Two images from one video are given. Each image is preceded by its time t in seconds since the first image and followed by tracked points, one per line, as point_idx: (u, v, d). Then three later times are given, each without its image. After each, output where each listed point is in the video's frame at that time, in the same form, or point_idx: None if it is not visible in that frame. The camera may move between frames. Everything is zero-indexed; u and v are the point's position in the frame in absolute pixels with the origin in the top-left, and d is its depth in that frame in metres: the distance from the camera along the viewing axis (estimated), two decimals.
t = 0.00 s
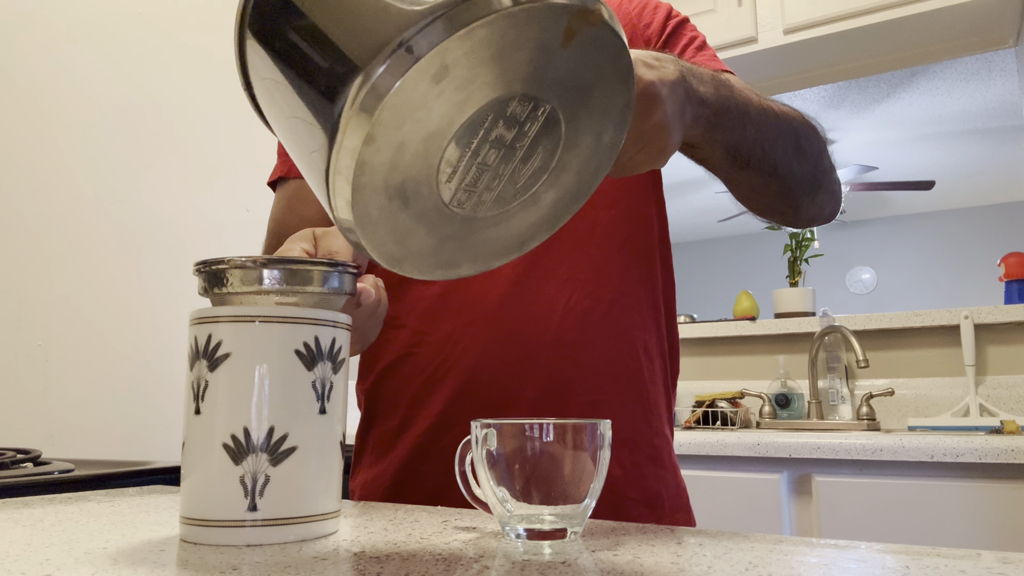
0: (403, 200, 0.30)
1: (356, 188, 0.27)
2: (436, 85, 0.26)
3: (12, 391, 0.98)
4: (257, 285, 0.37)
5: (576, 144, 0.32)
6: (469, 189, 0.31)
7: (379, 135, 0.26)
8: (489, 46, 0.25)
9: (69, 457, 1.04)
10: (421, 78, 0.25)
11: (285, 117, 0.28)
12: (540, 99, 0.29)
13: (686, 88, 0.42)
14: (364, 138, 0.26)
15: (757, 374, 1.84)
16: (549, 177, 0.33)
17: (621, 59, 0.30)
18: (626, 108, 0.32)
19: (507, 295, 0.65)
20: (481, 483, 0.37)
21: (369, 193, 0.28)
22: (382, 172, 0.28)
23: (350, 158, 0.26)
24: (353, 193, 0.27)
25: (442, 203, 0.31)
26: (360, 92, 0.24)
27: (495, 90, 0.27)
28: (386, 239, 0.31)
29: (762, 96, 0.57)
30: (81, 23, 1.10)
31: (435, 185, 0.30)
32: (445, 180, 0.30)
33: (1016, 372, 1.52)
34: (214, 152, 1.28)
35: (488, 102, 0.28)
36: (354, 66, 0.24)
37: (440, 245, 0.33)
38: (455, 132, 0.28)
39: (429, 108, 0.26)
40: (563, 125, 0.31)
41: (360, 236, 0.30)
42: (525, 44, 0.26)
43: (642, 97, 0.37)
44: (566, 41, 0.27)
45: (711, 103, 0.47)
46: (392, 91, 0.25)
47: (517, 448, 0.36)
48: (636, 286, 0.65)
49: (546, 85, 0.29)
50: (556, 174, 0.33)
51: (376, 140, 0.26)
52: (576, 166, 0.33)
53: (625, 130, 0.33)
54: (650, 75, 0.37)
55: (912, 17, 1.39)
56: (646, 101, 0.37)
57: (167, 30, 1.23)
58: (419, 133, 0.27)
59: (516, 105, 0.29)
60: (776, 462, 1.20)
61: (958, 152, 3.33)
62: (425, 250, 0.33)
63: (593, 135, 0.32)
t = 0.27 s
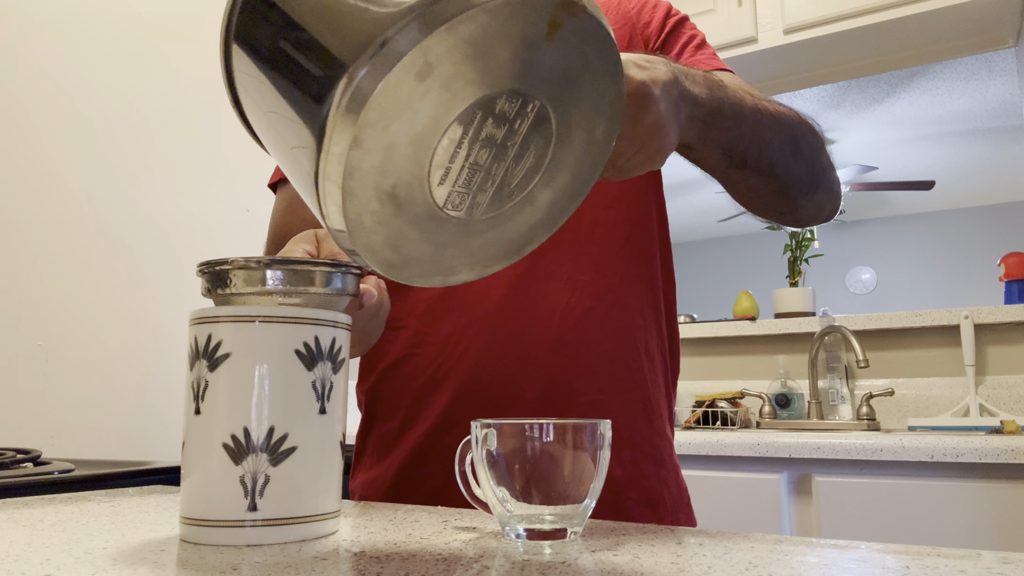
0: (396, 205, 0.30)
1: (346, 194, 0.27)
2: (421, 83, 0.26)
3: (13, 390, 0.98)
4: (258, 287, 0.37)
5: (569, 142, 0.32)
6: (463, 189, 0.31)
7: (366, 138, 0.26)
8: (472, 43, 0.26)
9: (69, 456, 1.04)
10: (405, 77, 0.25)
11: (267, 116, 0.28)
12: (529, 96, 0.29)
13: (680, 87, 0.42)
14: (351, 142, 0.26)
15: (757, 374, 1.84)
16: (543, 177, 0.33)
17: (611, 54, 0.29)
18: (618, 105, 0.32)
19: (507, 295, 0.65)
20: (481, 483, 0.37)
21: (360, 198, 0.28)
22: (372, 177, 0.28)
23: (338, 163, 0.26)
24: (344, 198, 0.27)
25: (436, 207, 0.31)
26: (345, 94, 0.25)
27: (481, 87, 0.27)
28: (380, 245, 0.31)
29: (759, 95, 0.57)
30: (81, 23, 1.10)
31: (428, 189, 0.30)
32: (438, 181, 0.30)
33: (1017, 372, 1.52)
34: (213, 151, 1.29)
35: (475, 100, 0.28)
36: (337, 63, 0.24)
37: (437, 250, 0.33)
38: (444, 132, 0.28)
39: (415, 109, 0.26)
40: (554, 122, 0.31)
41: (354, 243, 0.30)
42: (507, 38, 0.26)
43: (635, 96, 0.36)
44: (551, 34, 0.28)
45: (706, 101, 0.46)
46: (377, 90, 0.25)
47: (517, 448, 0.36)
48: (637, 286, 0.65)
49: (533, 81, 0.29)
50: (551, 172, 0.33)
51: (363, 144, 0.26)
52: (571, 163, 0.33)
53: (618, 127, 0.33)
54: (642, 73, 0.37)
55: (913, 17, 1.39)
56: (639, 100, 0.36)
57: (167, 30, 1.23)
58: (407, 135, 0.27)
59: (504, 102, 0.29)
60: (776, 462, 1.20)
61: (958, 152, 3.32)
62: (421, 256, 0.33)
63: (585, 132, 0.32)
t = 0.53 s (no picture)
0: (383, 196, 0.30)
1: (332, 183, 0.28)
2: (403, 69, 0.26)
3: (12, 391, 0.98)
4: (258, 282, 0.37)
5: (559, 133, 0.32)
6: (452, 180, 0.31)
7: (349, 125, 0.26)
8: (455, 28, 0.26)
9: (70, 456, 1.04)
10: (386, 62, 0.26)
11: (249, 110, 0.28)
12: (515, 82, 0.29)
13: (675, 85, 0.41)
14: (335, 129, 0.26)
15: (757, 374, 1.84)
16: (534, 168, 0.33)
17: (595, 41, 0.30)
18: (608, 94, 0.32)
19: (507, 295, 0.65)
20: (481, 483, 0.37)
21: (346, 188, 0.28)
22: (357, 167, 0.28)
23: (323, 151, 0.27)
24: (330, 189, 0.28)
25: (424, 198, 0.31)
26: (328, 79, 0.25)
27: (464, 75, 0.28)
28: (370, 237, 0.31)
29: (755, 95, 0.57)
30: (81, 23, 1.10)
31: (416, 179, 0.30)
32: (426, 171, 0.30)
33: (1017, 372, 1.52)
34: (213, 151, 1.28)
35: (459, 87, 0.28)
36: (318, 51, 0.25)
37: (428, 243, 0.33)
38: (429, 120, 0.28)
39: (398, 96, 0.27)
40: (543, 112, 0.31)
41: (342, 235, 0.30)
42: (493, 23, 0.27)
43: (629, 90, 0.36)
44: (534, 18, 0.28)
45: (702, 100, 0.46)
46: (359, 76, 0.25)
47: (517, 447, 0.36)
48: (636, 286, 0.65)
49: (519, 68, 0.29)
50: (541, 164, 0.33)
51: (347, 132, 0.27)
52: (562, 155, 0.33)
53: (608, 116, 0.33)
54: (633, 69, 0.37)
55: (912, 17, 1.39)
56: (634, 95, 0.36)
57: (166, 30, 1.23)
58: (392, 123, 0.27)
59: (490, 90, 0.29)
60: (776, 462, 1.20)
61: (958, 152, 3.32)
62: (412, 250, 0.32)
63: (575, 122, 0.32)
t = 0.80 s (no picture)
0: (381, 190, 0.29)
1: (328, 178, 0.27)
2: (396, 61, 0.26)
3: (12, 391, 0.98)
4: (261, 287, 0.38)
5: (554, 123, 0.32)
6: (449, 174, 0.31)
7: (344, 119, 0.26)
8: (446, 17, 0.26)
9: (69, 456, 1.04)
10: (379, 54, 0.26)
11: (243, 105, 0.28)
12: (509, 73, 0.30)
13: (672, 82, 0.42)
14: (330, 123, 0.26)
15: (757, 374, 1.84)
16: (531, 161, 0.33)
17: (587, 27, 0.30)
18: (601, 83, 0.32)
19: (507, 295, 0.65)
20: (481, 483, 0.37)
21: (343, 184, 0.28)
22: (354, 162, 0.28)
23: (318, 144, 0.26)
24: (326, 184, 0.27)
25: (422, 192, 0.31)
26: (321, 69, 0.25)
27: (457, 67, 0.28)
28: (368, 235, 0.30)
29: (752, 93, 0.57)
30: (81, 23, 1.10)
31: (413, 173, 0.30)
32: (422, 165, 0.30)
33: (1017, 372, 1.52)
34: (213, 151, 1.29)
35: (454, 77, 0.28)
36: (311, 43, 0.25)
37: (427, 239, 0.32)
38: (425, 111, 0.29)
39: (393, 88, 0.27)
40: (538, 102, 0.31)
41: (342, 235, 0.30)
42: (484, 13, 0.27)
43: (624, 85, 0.37)
44: (526, 8, 0.28)
45: (699, 97, 0.46)
46: (354, 67, 0.25)
47: (517, 447, 0.36)
48: (636, 285, 0.65)
49: (512, 58, 0.29)
50: (538, 157, 0.33)
51: (342, 125, 0.27)
52: (557, 145, 0.33)
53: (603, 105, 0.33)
54: (629, 66, 0.37)
55: (912, 17, 1.39)
56: (630, 91, 0.37)
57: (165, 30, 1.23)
58: (387, 117, 0.28)
59: (484, 81, 0.29)
60: (776, 462, 1.20)
61: (958, 152, 3.33)
62: (410, 245, 0.32)
63: (570, 112, 0.32)
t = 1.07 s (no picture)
0: (376, 189, 0.29)
1: (324, 176, 0.28)
2: (386, 59, 0.26)
3: (12, 391, 0.98)
4: (256, 288, 0.37)
5: (549, 119, 0.32)
6: (445, 171, 0.31)
7: (337, 117, 0.27)
8: (435, 13, 0.26)
9: (69, 456, 1.04)
10: (370, 52, 0.26)
11: (235, 105, 0.29)
12: (501, 69, 0.29)
13: (670, 81, 0.42)
14: (322, 121, 0.26)
15: (757, 374, 1.84)
16: (528, 158, 0.32)
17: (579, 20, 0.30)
18: (594, 76, 0.32)
19: (507, 295, 0.65)
20: (481, 483, 0.37)
21: (337, 181, 0.28)
22: (348, 160, 0.28)
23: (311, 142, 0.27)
24: (321, 180, 0.28)
25: (417, 190, 0.31)
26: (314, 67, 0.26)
27: (448, 64, 0.28)
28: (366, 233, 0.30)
29: (750, 93, 0.57)
30: (81, 23, 1.10)
31: (408, 172, 0.30)
32: (417, 163, 0.30)
33: (1017, 372, 1.52)
34: (212, 151, 1.28)
35: (444, 75, 0.28)
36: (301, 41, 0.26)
37: (425, 237, 0.32)
38: (417, 109, 0.28)
39: (384, 86, 0.27)
40: (531, 98, 0.31)
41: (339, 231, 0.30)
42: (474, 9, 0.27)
43: (623, 83, 0.37)
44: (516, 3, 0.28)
45: (696, 94, 0.46)
46: (344, 65, 0.26)
47: (517, 447, 0.36)
48: (636, 285, 0.65)
49: (504, 55, 0.29)
50: (535, 153, 0.33)
51: (334, 123, 0.27)
52: (554, 142, 0.33)
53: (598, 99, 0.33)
54: (624, 64, 0.37)
55: (911, 17, 1.39)
56: (627, 89, 0.37)
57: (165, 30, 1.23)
58: (379, 115, 0.28)
59: (475, 77, 0.29)
60: (776, 462, 1.20)
61: (958, 152, 3.33)
62: (409, 243, 0.32)
63: (565, 107, 0.32)
